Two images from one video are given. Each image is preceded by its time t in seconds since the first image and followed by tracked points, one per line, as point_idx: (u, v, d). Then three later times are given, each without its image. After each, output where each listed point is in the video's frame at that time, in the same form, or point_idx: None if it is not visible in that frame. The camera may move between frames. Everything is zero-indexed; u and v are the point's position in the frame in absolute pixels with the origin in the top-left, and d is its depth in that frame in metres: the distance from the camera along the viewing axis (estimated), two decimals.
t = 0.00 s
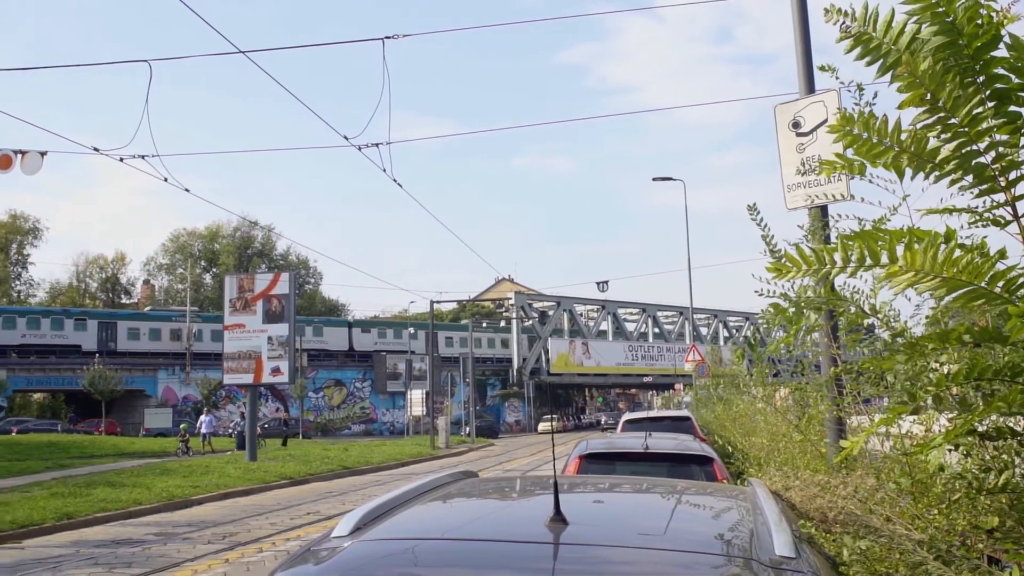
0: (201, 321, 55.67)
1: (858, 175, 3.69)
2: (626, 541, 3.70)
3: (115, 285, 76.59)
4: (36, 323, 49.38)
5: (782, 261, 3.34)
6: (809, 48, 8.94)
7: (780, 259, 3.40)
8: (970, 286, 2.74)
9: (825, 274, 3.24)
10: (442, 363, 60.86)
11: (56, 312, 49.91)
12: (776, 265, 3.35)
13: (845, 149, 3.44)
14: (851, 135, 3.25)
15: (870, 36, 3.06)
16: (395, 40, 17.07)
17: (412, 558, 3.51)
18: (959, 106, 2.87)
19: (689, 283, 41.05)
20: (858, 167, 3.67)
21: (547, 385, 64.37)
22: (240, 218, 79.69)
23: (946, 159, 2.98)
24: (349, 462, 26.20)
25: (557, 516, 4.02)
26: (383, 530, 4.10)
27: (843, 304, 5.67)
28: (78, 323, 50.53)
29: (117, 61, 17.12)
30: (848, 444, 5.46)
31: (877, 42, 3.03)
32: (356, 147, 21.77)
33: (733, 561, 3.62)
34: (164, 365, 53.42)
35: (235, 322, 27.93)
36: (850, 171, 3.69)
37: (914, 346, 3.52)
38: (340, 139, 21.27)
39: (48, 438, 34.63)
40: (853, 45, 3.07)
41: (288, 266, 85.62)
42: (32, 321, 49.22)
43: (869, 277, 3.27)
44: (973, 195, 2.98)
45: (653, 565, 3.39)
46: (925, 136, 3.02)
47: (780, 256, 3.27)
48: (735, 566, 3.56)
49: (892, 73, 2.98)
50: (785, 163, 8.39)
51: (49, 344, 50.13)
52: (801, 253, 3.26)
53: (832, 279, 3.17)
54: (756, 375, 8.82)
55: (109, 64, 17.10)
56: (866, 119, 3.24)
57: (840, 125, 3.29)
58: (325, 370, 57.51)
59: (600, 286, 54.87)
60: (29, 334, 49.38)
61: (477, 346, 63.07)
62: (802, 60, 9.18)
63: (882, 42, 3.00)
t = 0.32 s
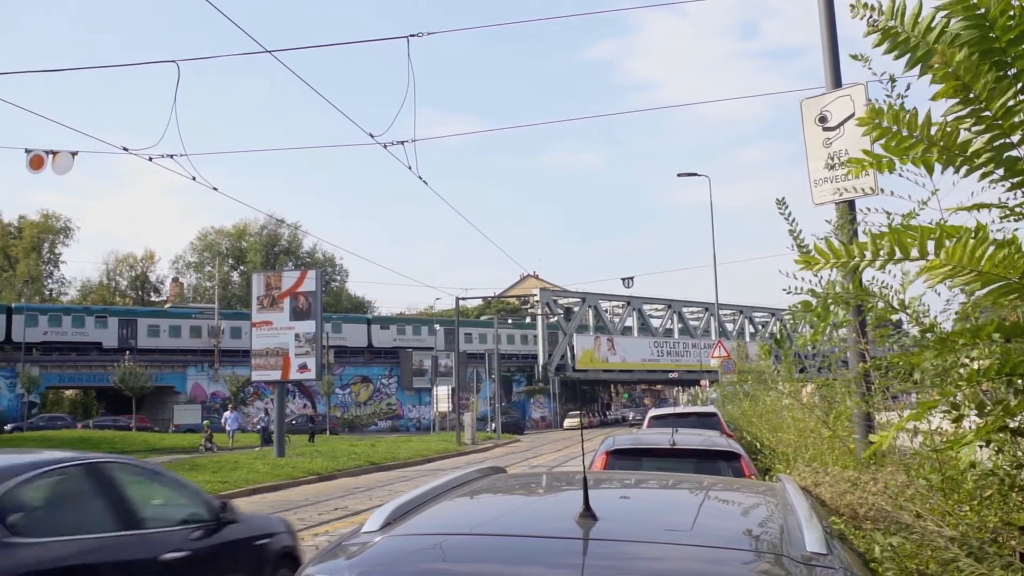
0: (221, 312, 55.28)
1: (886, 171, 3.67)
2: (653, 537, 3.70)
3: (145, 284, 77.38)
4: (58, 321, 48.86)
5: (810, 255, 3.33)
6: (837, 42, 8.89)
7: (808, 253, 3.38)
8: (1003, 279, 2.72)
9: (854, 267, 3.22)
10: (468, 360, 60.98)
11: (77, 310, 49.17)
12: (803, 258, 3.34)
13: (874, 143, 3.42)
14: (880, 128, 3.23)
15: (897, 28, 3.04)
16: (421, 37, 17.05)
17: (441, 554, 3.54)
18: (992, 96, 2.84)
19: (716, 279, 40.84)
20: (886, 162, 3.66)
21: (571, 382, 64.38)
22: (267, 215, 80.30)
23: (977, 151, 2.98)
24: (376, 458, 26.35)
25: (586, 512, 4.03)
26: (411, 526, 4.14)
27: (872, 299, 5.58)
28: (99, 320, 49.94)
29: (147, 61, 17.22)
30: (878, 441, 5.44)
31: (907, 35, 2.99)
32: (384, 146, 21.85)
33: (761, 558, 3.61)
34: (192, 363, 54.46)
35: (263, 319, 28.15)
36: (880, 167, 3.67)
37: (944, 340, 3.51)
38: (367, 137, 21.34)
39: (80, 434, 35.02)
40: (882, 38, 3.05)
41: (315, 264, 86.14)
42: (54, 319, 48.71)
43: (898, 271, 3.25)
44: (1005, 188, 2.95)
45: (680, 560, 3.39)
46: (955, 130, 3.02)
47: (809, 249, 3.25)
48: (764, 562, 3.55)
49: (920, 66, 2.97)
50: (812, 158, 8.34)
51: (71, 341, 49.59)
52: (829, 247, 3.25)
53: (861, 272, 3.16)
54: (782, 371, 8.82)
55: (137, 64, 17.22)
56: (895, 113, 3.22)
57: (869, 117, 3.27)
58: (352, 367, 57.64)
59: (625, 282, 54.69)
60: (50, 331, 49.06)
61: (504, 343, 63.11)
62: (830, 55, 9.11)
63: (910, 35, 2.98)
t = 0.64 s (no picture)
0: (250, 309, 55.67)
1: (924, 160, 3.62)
2: (689, 531, 3.69)
3: (181, 282, 78.33)
4: (86, 319, 49.23)
5: (848, 244, 3.30)
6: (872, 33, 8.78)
7: (847, 243, 3.34)
8: None
9: (893, 257, 3.18)
10: (500, 355, 61.08)
11: (106, 308, 49.65)
12: (842, 247, 3.31)
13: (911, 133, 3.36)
14: (919, 117, 3.15)
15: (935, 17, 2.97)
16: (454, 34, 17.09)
17: (478, 548, 3.54)
18: None
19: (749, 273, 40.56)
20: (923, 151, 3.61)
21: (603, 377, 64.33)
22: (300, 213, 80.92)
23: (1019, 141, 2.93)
24: (409, 454, 26.49)
25: (624, 506, 4.03)
26: (449, 520, 4.15)
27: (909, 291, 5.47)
28: (127, 318, 50.56)
29: (184, 61, 17.37)
30: (919, 434, 5.36)
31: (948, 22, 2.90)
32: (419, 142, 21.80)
33: (802, 553, 3.58)
34: (229, 359, 55.24)
35: (297, 315, 28.44)
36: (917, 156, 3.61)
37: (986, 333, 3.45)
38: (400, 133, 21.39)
39: (117, 430, 35.49)
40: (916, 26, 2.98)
41: (348, 261, 86.67)
42: (83, 317, 49.08)
43: (938, 261, 3.20)
44: None
45: (719, 555, 3.39)
46: (997, 118, 2.96)
47: (846, 239, 3.21)
48: (804, 557, 3.52)
49: (958, 55, 2.90)
50: (847, 150, 8.24)
51: (99, 338, 49.99)
52: (867, 236, 3.21)
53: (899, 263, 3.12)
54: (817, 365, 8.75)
55: (172, 65, 17.46)
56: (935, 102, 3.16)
57: (908, 107, 3.20)
58: (385, 363, 57.89)
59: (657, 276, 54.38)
60: (79, 329, 49.34)
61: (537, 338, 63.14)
62: (864, 46, 9.01)
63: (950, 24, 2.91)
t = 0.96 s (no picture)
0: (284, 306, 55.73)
1: (972, 148, 3.56)
2: (733, 525, 3.67)
3: (223, 279, 79.25)
4: (121, 316, 50.25)
5: (895, 237, 3.28)
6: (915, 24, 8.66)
7: (892, 236, 3.32)
8: None
9: (938, 248, 3.16)
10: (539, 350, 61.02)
11: (141, 305, 50.42)
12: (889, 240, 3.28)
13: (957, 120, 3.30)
14: (966, 106, 3.09)
15: None
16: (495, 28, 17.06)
17: (520, 541, 3.53)
18: None
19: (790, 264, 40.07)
20: (969, 139, 3.56)
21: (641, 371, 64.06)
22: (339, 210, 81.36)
23: None
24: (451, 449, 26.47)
25: (672, 499, 4.02)
26: (496, 513, 4.15)
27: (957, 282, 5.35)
28: (161, 315, 50.97)
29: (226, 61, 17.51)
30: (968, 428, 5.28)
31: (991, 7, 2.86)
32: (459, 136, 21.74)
33: (851, 546, 3.52)
34: (270, 356, 55.89)
35: (337, 312, 28.64)
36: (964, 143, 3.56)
37: None
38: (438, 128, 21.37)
39: (161, 426, 36.02)
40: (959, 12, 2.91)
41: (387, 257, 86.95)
42: (118, 314, 50.10)
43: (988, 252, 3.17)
44: None
45: (763, 549, 3.35)
46: None
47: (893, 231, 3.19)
48: (852, 551, 3.45)
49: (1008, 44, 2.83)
50: (890, 140, 8.14)
51: (137, 336, 50.92)
52: (913, 228, 3.19)
53: (948, 252, 3.10)
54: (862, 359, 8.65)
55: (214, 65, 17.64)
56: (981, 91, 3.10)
57: (954, 96, 3.13)
58: (425, 358, 58.26)
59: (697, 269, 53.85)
60: (115, 326, 50.34)
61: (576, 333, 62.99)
62: (907, 35, 8.87)
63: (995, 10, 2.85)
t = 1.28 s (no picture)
0: (319, 302, 56.07)
1: None
2: (786, 519, 3.57)
3: (270, 276, 80.22)
4: (161, 314, 50.84)
5: (950, 230, 3.31)
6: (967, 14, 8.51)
7: (947, 229, 3.36)
8: None
9: (993, 240, 3.23)
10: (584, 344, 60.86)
11: (179, 302, 51.01)
12: (943, 234, 3.32)
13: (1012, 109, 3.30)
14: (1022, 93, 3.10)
15: None
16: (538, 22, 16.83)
17: (569, 534, 3.42)
18: None
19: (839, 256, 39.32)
20: None
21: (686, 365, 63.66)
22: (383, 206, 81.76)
23: None
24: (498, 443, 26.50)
25: (725, 493, 3.93)
26: (547, 507, 4.07)
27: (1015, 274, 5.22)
28: (201, 312, 51.87)
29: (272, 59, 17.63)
30: None
31: None
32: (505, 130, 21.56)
33: (906, 540, 3.41)
34: (317, 352, 56.50)
35: (383, 307, 28.83)
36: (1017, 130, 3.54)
37: None
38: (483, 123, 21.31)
39: (211, 421, 36.64)
40: None
41: (431, 253, 87.25)
42: (158, 312, 50.69)
43: None
44: None
45: (814, 542, 3.24)
46: None
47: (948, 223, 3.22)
48: (910, 546, 3.34)
49: None
50: (941, 129, 7.98)
51: (176, 332, 51.59)
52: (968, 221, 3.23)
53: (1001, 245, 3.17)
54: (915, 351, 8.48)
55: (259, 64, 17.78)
56: None
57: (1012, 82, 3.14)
58: (469, 353, 58.82)
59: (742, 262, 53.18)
60: (156, 324, 50.94)
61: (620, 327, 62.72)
62: (958, 22, 8.70)
63: None
